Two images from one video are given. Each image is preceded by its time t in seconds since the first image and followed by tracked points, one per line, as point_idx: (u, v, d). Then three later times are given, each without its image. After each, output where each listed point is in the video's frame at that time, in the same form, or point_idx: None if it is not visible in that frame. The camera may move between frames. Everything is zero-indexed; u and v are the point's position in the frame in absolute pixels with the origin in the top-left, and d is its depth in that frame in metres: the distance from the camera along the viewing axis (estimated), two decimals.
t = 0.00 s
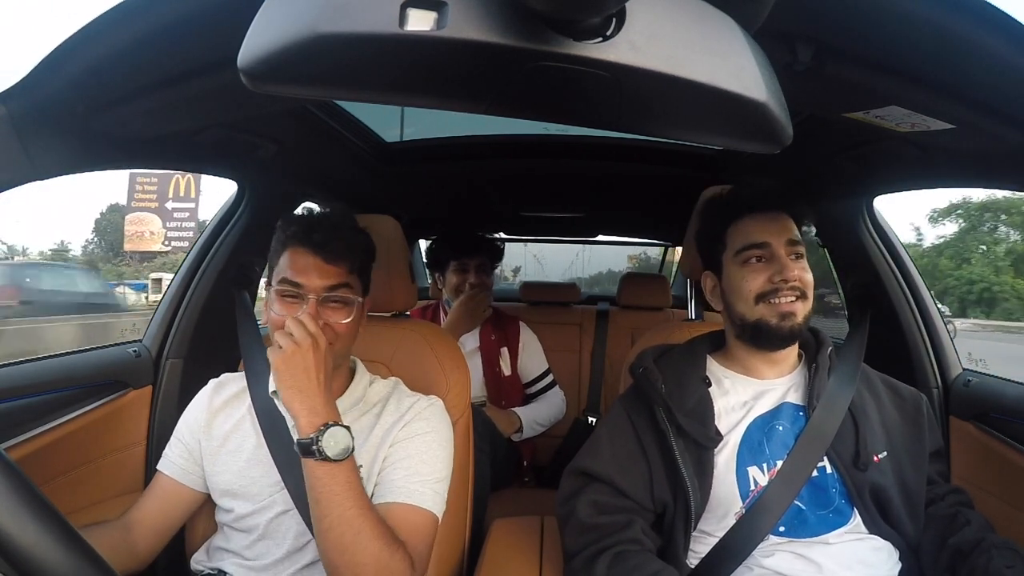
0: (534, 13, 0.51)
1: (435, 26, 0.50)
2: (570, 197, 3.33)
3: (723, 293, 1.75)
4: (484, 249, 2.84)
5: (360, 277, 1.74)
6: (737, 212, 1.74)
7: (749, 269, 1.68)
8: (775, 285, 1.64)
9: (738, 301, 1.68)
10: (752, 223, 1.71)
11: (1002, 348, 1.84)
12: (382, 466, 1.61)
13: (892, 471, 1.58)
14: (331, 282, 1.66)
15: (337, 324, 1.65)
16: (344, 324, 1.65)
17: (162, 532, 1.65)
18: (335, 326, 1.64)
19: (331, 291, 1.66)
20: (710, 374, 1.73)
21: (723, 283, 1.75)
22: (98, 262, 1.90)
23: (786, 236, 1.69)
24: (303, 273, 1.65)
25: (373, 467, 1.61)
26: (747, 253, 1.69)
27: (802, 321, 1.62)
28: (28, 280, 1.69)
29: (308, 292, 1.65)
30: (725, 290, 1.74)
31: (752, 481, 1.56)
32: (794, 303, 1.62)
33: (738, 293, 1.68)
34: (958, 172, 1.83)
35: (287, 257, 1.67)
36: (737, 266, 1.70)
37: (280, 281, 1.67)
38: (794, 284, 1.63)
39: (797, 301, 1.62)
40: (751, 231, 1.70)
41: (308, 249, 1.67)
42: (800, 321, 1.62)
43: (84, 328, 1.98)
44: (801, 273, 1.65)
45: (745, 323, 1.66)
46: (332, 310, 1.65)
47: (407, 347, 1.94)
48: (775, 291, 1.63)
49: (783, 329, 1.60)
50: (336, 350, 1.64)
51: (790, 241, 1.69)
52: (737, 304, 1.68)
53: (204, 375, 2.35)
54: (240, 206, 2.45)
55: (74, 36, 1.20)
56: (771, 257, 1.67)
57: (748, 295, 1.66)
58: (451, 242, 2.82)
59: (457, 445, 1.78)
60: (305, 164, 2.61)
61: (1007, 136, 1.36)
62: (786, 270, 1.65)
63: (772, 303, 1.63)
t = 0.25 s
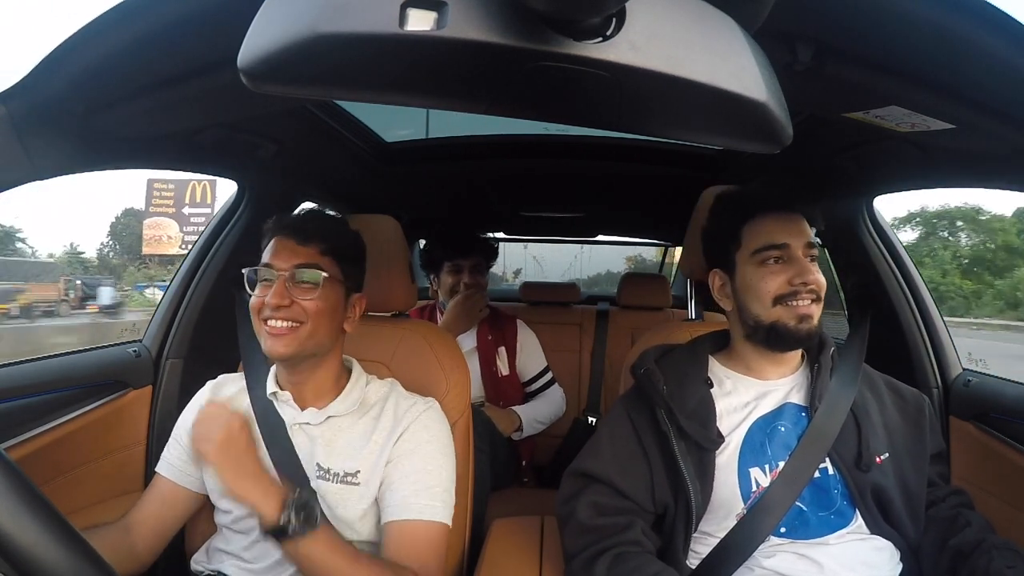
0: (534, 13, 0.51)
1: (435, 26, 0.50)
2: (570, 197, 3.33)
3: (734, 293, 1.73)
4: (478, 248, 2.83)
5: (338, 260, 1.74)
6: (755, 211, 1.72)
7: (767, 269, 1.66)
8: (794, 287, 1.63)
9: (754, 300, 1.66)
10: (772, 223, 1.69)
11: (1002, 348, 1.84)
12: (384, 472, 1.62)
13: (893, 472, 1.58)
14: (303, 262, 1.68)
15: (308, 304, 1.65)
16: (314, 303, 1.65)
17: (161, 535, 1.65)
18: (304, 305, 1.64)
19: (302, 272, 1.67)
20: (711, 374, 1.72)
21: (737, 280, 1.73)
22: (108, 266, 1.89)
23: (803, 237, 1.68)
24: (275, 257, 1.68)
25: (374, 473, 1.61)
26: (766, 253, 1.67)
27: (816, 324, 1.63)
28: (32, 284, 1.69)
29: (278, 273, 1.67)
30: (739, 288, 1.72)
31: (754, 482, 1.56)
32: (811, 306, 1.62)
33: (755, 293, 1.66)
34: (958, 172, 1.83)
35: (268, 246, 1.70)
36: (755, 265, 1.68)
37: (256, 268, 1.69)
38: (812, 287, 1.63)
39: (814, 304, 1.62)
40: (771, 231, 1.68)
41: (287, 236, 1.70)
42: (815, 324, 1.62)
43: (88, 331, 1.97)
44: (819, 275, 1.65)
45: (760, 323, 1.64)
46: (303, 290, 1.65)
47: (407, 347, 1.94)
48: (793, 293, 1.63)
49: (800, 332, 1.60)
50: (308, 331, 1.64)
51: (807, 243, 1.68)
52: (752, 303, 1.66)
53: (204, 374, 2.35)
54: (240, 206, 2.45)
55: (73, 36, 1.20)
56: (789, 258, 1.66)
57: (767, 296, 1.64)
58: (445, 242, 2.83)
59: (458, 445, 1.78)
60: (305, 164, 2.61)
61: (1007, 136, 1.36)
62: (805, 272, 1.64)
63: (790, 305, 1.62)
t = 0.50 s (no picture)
0: (534, 13, 0.51)
1: (436, 26, 0.50)
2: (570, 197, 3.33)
3: (746, 292, 1.71)
4: (475, 248, 2.84)
5: (336, 261, 1.74)
6: (772, 212, 1.71)
7: (783, 271, 1.65)
8: (809, 290, 1.62)
9: (768, 300, 1.65)
10: (789, 225, 1.68)
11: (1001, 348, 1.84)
12: (382, 474, 1.60)
13: (894, 473, 1.58)
14: (299, 264, 1.68)
15: (305, 306, 1.64)
16: (312, 305, 1.65)
17: (163, 537, 1.65)
18: (302, 307, 1.64)
19: (298, 273, 1.67)
20: (712, 373, 1.72)
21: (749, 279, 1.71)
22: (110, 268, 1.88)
23: (819, 241, 1.67)
24: (271, 259, 1.68)
25: (373, 475, 1.60)
26: (782, 254, 1.66)
27: (827, 329, 1.62)
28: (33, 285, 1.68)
29: (275, 275, 1.66)
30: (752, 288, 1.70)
31: (754, 483, 1.56)
32: (824, 310, 1.61)
33: (769, 294, 1.65)
34: (958, 172, 1.83)
35: (265, 248, 1.70)
36: (771, 266, 1.67)
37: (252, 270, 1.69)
38: (826, 291, 1.62)
39: (827, 307, 1.61)
40: (788, 232, 1.67)
41: (283, 237, 1.70)
42: (826, 328, 1.62)
43: (90, 333, 1.96)
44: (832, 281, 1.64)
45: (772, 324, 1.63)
46: (299, 292, 1.65)
47: (408, 348, 1.94)
48: (808, 296, 1.61)
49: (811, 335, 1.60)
50: (307, 333, 1.64)
51: (822, 247, 1.67)
52: (765, 304, 1.65)
53: (204, 374, 2.35)
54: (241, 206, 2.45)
55: (73, 36, 1.20)
56: (805, 262, 1.65)
57: (781, 297, 1.63)
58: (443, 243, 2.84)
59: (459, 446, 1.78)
60: (305, 164, 2.61)
61: (1007, 136, 1.36)
62: (820, 276, 1.63)
63: (804, 308, 1.61)
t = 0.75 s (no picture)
0: (534, 13, 0.51)
1: (435, 26, 0.50)
2: (570, 197, 3.33)
3: (743, 287, 1.72)
4: (475, 248, 2.84)
5: (345, 264, 1.74)
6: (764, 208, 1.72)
7: (777, 264, 1.67)
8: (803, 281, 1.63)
9: (763, 293, 1.66)
10: (783, 219, 1.69)
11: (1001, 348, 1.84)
12: (382, 472, 1.60)
13: (893, 473, 1.58)
14: (312, 268, 1.67)
15: (320, 311, 1.65)
16: (327, 310, 1.66)
17: (163, 535, 1.65)
18: (318, 313, 1.65)
19: (311, 278, 1.66)
20: (711, 372, 1.73)
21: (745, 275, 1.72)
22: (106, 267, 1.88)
23: (813, 234, 1.69)
24: (283, 263, 1.67)
25: (374, 473, 1.60)
26: (776, 248, 1.67)
27: (823, 320, 1.63)
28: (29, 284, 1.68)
29: (288, 280, 1.66)
30: (747, 283, 1.71)
31: (753, 482, 1.56)
32: (819, 302, 1.62)
33: (764, 287, 1.66)
34: (957, 172, 1.83)
35: (272, 250, 1.68)
36: (766, 260, 1.68)
37: (263, 273, 1.68)
38: (821, 282, 1.63)
39: (821, 300, 1.62)
40: (782, 226, 1.69)
41: (293, 241, 1.69)
42: (821, 320, 1.62)
43: (86, 332, 1.96)
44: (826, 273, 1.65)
45: (768, 317, 1.64)
46: (314, 297, 1.65)
47: (407, 347, 1.94)
48: (803, 287, 1.62)
49: (807, 326, 1.60)
50: (322, 338, 1.65)
51: (816, 240, 1.69)
52: (761, 297, 1.66)
53: (204, 374, 2.35)
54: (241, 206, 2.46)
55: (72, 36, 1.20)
56: (800, 255, 1.66)
57: (776, 290, 1.64)
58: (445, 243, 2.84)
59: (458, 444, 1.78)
60: (305, 164, 2.61)
61: (1007, 135, 1.36)
62: (815, 268, 1.64)
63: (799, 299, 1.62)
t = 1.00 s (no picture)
0: (534, 13, 0.51)
1: (435, 26, 0.50)
2: (570, 197, 3.33)
3: (738, 287, 1.73)
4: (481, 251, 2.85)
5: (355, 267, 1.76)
6: (757, 209, 1.74)
7: (772, 263, 1.68)
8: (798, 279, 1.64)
9: (759, 292, 1.67)
10: (777, 218, 1.70)
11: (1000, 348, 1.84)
12: (382, 472, 1.60)
13: (893, 473, 1.58)
14: (327, 270, 1.68)
15: (336, 313, 1.66)
16: (344, 312, 1.66)
17: (166, 534, 1.66)
18: (334, 314, 1.65)
19: (326, 279, 1.67)
20: (711, 373, 1.73)
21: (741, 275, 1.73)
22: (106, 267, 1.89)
23: (807, 233, 1.70)
24: (298, 264, 1.67)
25: (373, 473, 1.60)
26: (771, 247, 1.68)
27: (819, 316, 1.63)
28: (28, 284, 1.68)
29: (304, 281, 1.66)
30: (743, 283, 1.72)
31: (752, 481, 1.56)
32: (815, 298, 1.63)
33: (760, 286, 1.67)
34: (957, 172, 1.83)
35: (283, 252, 1.69)
36: (760, 259, 1.69)
37: (276, 273, 1.67)
38: (815, 279, 1.64)
39: (816, 297, 1.63)
40: (775, 225, 1.70)
41: (307, 243, 1.69)
42: (818, 316, 1.63)
43: (86, 332, 1.96)
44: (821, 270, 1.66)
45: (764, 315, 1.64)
46: (329, 298, 1.66)
47: (407, 348, 1.94)
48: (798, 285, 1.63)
49: (804, 323, 1.61)
50: (337, 338, 1.65)
51: (810, 238, 1.69)
52: (756, 296, 1.67)
53: (203, 374, 2.35)
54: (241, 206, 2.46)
55: (72, 37, 1.21)
56: (794, 253, 1.67)
57: (772, 288, 1.65)
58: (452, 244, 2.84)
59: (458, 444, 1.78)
60: (305, 164, 2.61)
61: (1008, 135, 1.36)
62: (810, 265, 1.65)
63: (795, 296, 1.62)
